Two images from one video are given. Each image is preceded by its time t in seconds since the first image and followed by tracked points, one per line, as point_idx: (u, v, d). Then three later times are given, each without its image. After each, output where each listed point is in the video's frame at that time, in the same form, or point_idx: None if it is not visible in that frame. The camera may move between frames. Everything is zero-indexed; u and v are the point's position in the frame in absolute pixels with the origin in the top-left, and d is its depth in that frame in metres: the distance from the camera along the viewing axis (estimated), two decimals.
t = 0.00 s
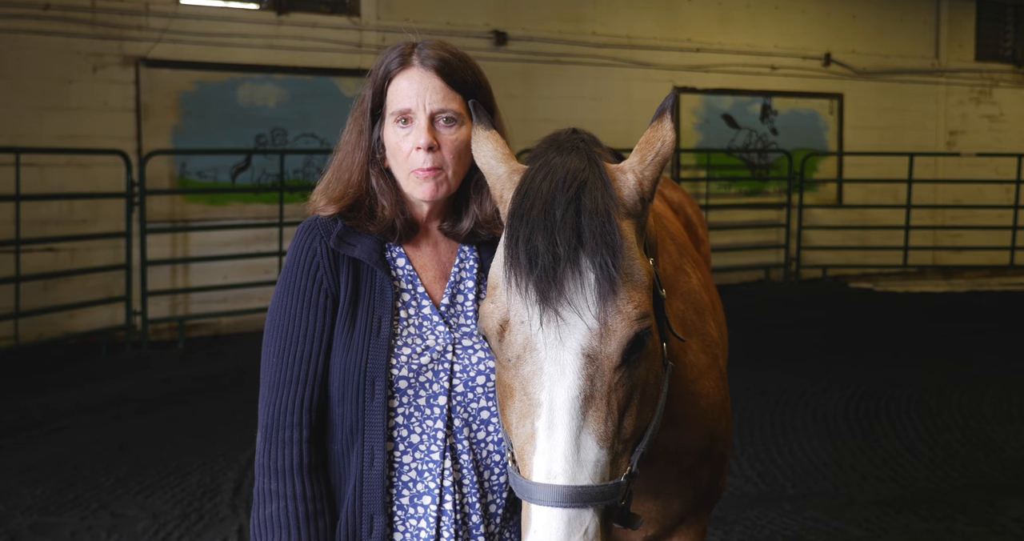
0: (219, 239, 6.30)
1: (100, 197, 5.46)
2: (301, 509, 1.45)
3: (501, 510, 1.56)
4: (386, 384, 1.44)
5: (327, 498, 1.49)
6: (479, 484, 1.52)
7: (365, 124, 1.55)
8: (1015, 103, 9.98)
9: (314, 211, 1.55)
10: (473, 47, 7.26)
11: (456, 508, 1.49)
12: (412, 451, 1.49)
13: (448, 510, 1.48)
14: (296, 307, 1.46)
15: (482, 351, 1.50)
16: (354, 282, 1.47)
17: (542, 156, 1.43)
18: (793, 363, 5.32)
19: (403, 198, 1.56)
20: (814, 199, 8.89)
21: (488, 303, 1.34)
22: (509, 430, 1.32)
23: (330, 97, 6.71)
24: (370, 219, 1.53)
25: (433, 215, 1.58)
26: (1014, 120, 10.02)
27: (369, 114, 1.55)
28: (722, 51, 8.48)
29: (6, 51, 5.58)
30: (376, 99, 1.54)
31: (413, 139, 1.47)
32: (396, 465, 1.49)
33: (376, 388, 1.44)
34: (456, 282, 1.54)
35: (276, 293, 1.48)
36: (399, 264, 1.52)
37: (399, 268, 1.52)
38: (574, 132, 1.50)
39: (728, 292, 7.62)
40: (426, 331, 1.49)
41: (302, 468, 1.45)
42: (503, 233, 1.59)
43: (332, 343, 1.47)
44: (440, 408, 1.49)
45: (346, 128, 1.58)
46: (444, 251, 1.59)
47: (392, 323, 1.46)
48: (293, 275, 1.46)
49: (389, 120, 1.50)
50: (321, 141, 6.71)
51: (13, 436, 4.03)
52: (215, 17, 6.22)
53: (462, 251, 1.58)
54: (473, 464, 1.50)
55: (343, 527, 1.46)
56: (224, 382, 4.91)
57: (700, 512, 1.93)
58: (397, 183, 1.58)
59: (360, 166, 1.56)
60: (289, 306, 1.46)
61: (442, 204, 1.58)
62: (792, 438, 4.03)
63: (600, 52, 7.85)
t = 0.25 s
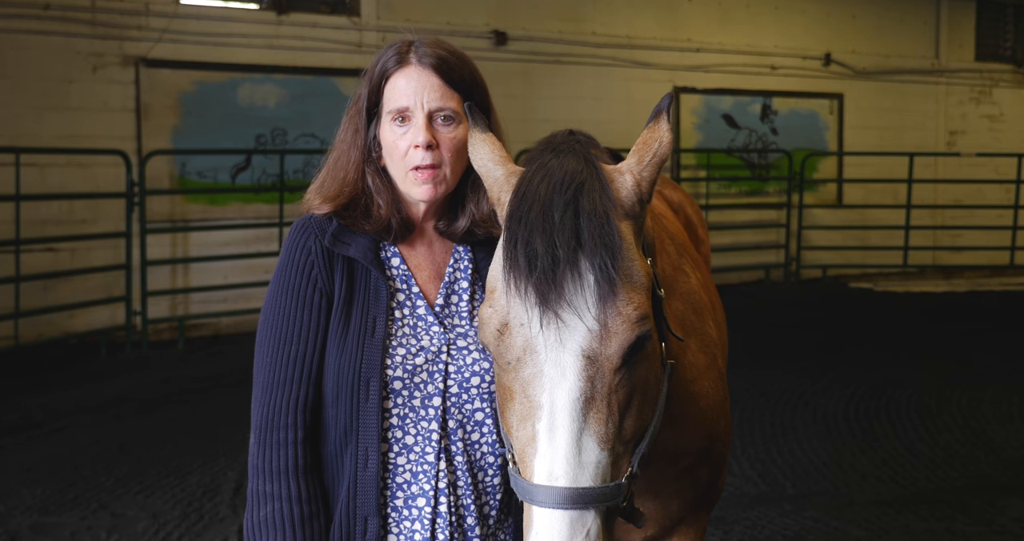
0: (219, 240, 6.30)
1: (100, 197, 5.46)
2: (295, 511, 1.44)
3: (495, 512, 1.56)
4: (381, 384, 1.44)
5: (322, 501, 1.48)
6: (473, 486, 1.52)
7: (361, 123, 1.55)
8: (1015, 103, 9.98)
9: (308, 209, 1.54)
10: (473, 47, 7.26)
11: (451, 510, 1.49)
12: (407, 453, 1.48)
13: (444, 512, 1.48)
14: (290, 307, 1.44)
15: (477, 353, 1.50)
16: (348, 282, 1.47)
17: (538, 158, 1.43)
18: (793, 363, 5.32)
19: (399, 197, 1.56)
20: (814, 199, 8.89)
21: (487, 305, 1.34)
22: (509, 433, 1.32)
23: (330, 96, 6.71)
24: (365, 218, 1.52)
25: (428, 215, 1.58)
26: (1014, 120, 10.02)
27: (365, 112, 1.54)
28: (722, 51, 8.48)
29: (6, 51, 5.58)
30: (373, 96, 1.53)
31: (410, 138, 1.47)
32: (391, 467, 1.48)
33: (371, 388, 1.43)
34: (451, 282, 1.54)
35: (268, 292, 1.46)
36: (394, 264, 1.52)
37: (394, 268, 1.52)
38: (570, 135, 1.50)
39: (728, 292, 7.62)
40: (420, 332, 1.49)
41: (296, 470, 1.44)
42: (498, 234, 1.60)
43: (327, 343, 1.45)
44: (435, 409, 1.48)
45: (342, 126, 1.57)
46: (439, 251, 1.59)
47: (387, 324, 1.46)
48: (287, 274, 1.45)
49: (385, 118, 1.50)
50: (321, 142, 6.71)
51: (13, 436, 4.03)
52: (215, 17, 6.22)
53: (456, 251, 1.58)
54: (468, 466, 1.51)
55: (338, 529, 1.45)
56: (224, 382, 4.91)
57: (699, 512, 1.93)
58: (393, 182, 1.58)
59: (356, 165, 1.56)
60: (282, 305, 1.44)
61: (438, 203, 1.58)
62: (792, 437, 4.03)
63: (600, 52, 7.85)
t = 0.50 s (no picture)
0: (219, 240, 6.30)
1: (100, 197, 5.46)
2: (289, 513, 1.42)
3: (488, 513, 1.55)
4: (375, 384, 1.42)
5: (315, 503, 1.46)
6: (466, 487, 1.51)
7: (351, 120, 1.52)
8: (1015, 103, 9.98)
9: (298, 208, 1.50)
10: (473, 47, 7.26)
11: (445, 511, 1.47)
12: (401, 454, 1.47)
13: (438, 514, 1.46)
14: (282, 306, 1.42)
15: (470, 353, 1.49)
16: (342, 281, 1.45)
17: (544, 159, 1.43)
18: (793, 363, 5.32)
19: (390, 195, 1.53)
20: (814, 199, 8.89)
21: (495, 304, 1.33)
22: (517, 433, 1.31)
23: (331, 96, 6.71)
24: (358, 216, 1.50)
25: (419, 213, 1.56)
26: (1013, 121, 10.03)
27: (355, 110, 1.52)
28: (722, 51, 8.48)
29: (6, 51, 5.57)
30: (363, 94, 1.51)
31: (402, 136, 1.45)
32: (385, 468, 1.47)
33: (365, 389, 1.42)
34: (443, 282, 1.54)
35: (260, 292, 1.44)
36: (386, 263, 1.50)
37: (387, 267, 1.50)
38: (575, 136, 1.50)
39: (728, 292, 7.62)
40: (414, 331, 1.48)
41: (289, 472, 1.42)
42: (489, 233, 1.60)
43: (320, 343, 1.44)
44: (429, 410, 1.47)
45: (332, 124, 1.55)
46: (431, 251, 1.57)
47: (381, 323, 1.44)
48: (280, 274, 1.43)
49: (376, 116, 1.47)
50: (321, 142, 6.71)
51: (13, 436, 4.03)
52: (215, 17, 6.22)
53: (448, 251, 1.57)
54: (461, 467, 1.49)
55: (332, 531, 1.43)
56: (225, 382, 4.91)
57: (700, 511, 1.93)
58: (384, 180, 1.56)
59: (346, 163, 1.53)
60: (275, 305, 1.43)
61: (430, 202, 1.56)
62: (792, 437, 4.03)
63: (600, 52, 7.85)
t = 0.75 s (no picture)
0: (219, 240, 6.30)
1: (100, 197, 5.46)
2: (284, 516, 1.38)
3: (481, 515, 1.55)
4: (369, 385, 1.40)
5: (308, 506, 1.42)
6: (460, 488, 1.50)
7: (342, 120, 1.51)
8: (1014, 103, 9.98)
9: (290, 208, 1.49)
10: (473, 47, 7.26)
11: (439, 513, 1.46)
12: (395, 455, 1.46)
13: (432, 515, 1.45)
14: (273, 306, 1.39)
15: (463, 353, 1.49)
16: (334, 280, 1.42)
17: (555, 156, 1.41)
18: (793, 363, 5.32)
19: (383, 194, 1.53)
20: (813, 199, 8.89)
21: (512, 299, 1.33)
22: (533, 429, 1.32)
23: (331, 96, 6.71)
24: (350, 216, 1.49)
25: (411, 212, 1.56)
26: (1014, 120, 10.02)
27: (347, 109, 1.51)
28: (722, 51, 8.48)
29: (6, 51, 5.57)
30: (355, 94, 1.50)
31: (395, 135, 1.45)
32: (379, 470, 1.45)
33: (360, 389, 1.40)
34: (436, 282, 1.54)
35: (251, 293, 1.41)
36: (379, 262, 1.49)
37: (380, 266, 1.49)
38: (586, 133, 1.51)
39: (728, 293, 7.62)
40: (408, 332, 1.47)
41: (283, 474, 1.38)
42: (480, 231, 1.61)
43: (312, 344, 1.41)
44: (423, 410, 1.46)
45: (322, 123, 1.54)
46: (422, 250, 1.58)
47: (375, 323, 1.42)
48: (271, 273, 1.40)
49: (368, 115, 1.47)
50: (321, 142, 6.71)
51: (12, 436, 4.03)
52: (215, 17, 6.22)
53: (440, 250, 1.58)
54: (455, 468, 1.49)
55: (326, 534, 1.40)
56: (225, 382, 4.91)
57: (701, 509, 1.93)
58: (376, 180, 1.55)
59: (338, 163, 1.52)
60: (266, 305, 1.39)
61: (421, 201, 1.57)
62: (792, 438, 4.03)
63: (600, 52, 7.85)
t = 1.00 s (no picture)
0: (219, 240, 6.31)
1: (100, 197, 5.46)
2: (278, 517, 1.37)
3: (478, 515, 1.54)
4: (365, 385, 1.40)
5: (304, 507, 1.41)
6: (457, 488, 1.50)
7: (339, 121, 1.51)
8: (1015, 103, 9.97)
9: (285, 209, 1.48)
10: (473, 47, 7.25)
11: (435, 514, 1.46)
12: (392, 456, 1.45)
13: (428, 516, 1.45)
14: (269, 307, 1.39)
15: (460, 353, 1.49)
16: (331, 281, 1.42)
17: (566, 151, 1.40)
18: (793, 363, 5.32)
19: (379, 195, 1.53)
20: (814, 199, 8.89)
21: (528, 293, 1.32)
22: (549, 424, 1.31)
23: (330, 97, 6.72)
24: (347, 217, 1.49)
25: (408, 214, 1.56)
26: (1014, 120, 10.02)
27: (343, 110, 1.50)
28: (722, 51, 8.48)
29: (6, 50, 5.57)
30: (351, 94, 1.50)
31: (392, 136, 1.44)
32: (375, 470, 1.45)
33: (356, 389, 1.40)
34: (433, 281, 1.54)
35: (246, 295, 1.40)
36: (376, 262, 1.49)
37: (377, 267, 1.49)
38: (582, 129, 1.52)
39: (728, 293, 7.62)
40: (404, 332, 1.47)
41: (279, 475, 1.38)
42: (478, 232, 1.61)
43: (309, 344, 1.41)
44: (420, 411, 1.46)
45: (319, 125, 1.53)
46: (421, 250, 1.57)
47: (371, 323, 1.42)
48: (267, 273, 1.40)
49: (365, 116, 1.47)
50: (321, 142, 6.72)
51: (12, 436, 4.03)
52: (215, 17, 6.22)
53: (437, 250, 1.58)
54: (451, 468, 1.48)
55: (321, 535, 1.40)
56: (225, 382, 4.92)
57: (702, 508, 1.93)
58: (372, 181, 1.55)
59: (334, 164, 1.51)
60: (261, 306, 1.39)
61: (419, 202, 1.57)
62: (792, 438, 4.03)
63: (600, 52, 7.85)
